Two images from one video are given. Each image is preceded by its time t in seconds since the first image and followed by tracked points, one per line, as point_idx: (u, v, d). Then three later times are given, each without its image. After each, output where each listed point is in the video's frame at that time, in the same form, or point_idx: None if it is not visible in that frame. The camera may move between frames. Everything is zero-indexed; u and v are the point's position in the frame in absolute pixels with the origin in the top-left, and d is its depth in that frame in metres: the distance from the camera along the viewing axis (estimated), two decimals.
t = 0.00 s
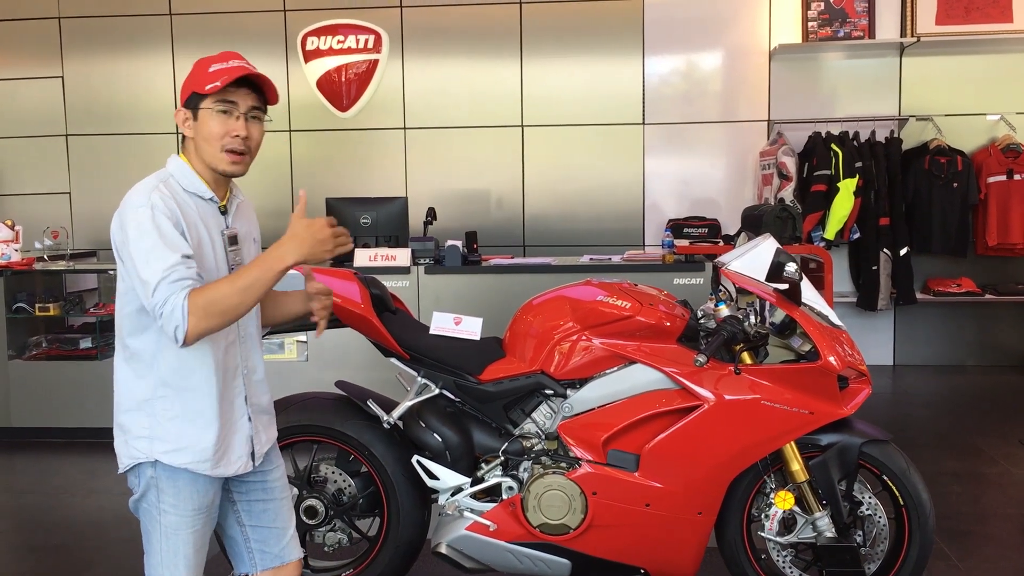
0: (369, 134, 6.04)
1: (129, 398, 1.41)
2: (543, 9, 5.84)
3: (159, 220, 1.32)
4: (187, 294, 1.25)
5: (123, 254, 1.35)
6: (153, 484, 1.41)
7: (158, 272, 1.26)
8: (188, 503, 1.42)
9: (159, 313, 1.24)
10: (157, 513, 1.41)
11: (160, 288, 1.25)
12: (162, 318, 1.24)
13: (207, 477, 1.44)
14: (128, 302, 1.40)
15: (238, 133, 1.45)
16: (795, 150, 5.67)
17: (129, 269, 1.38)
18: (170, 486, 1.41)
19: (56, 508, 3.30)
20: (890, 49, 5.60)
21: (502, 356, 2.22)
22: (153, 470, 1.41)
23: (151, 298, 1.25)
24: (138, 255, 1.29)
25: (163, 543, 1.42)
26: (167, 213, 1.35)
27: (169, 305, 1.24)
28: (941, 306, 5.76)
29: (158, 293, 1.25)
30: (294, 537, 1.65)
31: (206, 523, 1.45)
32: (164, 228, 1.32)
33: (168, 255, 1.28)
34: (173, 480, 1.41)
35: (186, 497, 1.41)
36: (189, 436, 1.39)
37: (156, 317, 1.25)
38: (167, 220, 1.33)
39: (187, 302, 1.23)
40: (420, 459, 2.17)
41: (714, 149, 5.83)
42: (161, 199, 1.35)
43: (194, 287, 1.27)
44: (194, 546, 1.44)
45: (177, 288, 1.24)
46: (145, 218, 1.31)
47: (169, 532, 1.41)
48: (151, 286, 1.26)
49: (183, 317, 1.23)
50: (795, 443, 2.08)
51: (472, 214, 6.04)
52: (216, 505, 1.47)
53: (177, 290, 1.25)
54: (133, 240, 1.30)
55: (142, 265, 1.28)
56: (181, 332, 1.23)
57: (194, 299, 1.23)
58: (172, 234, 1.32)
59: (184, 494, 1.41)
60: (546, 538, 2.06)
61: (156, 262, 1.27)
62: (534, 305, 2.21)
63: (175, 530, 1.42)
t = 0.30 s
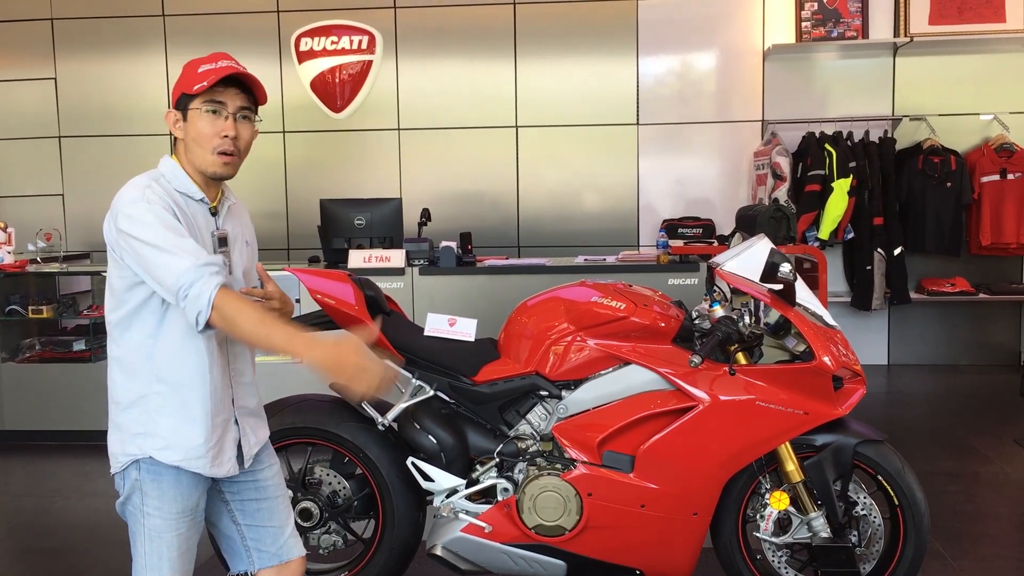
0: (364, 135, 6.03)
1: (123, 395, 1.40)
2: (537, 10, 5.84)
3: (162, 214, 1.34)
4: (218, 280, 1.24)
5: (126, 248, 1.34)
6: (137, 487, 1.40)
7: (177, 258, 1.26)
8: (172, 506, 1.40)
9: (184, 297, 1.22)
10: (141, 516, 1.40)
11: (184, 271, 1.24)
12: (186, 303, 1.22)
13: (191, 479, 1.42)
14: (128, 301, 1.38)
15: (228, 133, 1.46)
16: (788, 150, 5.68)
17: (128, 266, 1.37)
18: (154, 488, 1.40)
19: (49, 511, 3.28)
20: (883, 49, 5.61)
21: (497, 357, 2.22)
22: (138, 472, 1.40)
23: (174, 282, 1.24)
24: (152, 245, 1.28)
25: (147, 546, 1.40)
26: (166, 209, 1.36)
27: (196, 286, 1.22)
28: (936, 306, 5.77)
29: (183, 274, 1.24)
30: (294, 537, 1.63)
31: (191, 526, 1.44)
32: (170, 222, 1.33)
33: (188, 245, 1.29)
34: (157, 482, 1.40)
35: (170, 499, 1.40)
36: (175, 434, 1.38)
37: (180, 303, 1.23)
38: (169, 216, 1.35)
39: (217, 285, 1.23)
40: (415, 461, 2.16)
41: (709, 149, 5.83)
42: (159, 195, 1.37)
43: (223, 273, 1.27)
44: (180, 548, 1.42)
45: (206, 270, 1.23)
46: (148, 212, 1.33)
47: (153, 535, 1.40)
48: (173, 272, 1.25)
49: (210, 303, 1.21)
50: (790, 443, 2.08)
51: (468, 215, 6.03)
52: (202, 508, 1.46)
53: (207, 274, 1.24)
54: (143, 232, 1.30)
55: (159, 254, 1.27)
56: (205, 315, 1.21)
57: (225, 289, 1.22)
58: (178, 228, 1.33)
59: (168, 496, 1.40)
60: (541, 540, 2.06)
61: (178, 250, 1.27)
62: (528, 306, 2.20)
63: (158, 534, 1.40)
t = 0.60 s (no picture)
0: (360, 135, 6.03)
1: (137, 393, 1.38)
2: (534, 11, 5.84)
3: (188, 228, 1.29)
4: (163, 344, 1.25)
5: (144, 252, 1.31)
6: (172, 486, 1.37)
7: (158, 295, 1.25)
8: (207, 505, 1.39)
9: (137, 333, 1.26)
10: (172, 515, 1.38)
11: (151, 313, 1.25)
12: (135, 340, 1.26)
13: (225, 477, 1.41)
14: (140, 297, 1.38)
15: (275, 134, 1.45)
16: (784, 151, 5.70)
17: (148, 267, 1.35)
18: (190, 487, 1.38)
19: (43, 511, 3.27)
20: (878, 51, 5.64)
21: (492, 357, 2.22)
22: (173, 470, 1.37)
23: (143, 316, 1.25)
24: (148, 270, 1.26)
25: (179, 544, 1.38)
26: (199, 220, 1.31)
27: (154, 335, 1.25)
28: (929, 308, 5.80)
29: (147, 317, 1.24)
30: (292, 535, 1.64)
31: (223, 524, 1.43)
32: (191, 239, 1.29)
33: (176, 284, 1.26)
34: (193, 481, 1.38)
35: (204, 497, 1.39)
36: (196, 435, 1.36)
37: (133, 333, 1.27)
38: (196, 229, 1.30)
39: (159, 349, 1.25)
40: (410, 461, 2.16)
41: (704, 151, 5.85)
42: (195, 204, 1.31)
43: (180, 335, 1.27)
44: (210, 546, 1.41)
45: (159, 331, 1.24)
46: (175, 225, 1.28)
47: (187, 533, 1.38)
48: (145, 309, 1.25)
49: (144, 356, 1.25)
50: (784, 444, 2.09)
51: (463, 215, 6.03)
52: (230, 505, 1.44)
53: (162, 332, 1.25)
54: (150, 250, 1.27)
55: (146, 284, 1.26)
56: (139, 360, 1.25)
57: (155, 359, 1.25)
58: (194, 249, 1.29)
59: (204, 496, 1.39)
60: (536, 539, 2.06)
61: (159, 291, 1.25)
62: (524, 306, 2.21)
63: (191, 531, 1.39)
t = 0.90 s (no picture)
0: (361, 136, 6.05)
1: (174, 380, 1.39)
2: (536, 14, 5.86)
3: (220, 218, 1.30)
4: (193, 330, 1.27)
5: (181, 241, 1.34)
6: (208, 477, 1.39)
7: (186, 280, 1.27)
8: (243, 496, 1.41)
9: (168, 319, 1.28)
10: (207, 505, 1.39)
11: (180, 298, 1.27)
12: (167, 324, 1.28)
13: (263, 469, 1.42)
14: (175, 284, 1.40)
15: (324, 132, 1.46)
16: (784, 155, 5.72)
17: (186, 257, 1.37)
18: (226, 477, 1.39)
19: (42, 508, 3.28)
20: (878, 56, 5.66)
21: (493, 358, 2.23)
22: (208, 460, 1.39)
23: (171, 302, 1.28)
24: (179, 256, 1.28)
25: (214, 533, 1.40)
26: (233, 211, 1.32)
27: (182, 320, 1.27)
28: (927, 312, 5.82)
29: (176, 303, 1.27)
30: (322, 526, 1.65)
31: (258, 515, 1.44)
32: (222, 228, 1.30)
33: (205, 271, 1.27)
34: (229, 472, 1.39)
35: (240, 488, 1.40)
36: (230, 424, 1.37)
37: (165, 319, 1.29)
38: (229, 219, 1.31)
39: (189, 337, 1.27)
40: (411, 460, 2.18)
41: (704, 154, 5.87)
42: (229, 195, 1.33)
43: (208, 323, 1.29)
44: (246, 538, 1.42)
45: (188, 318, 1.26)
46: (208, 215, 1.29)
47: (221, 523, 1.40)
48: (177, 295, 1.28)
49: (174, 341, 1.26)
50: (782, 446, 2.10)
51: (464, 217, 6.05)
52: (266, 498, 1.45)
53: (192, 319, 1.27)
54: (182, 237, 1.29)
55: (178, 270, 1.28)
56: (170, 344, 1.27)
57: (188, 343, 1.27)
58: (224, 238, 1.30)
59: (239, 487, 1.40)
60: (535, 539, 2.08)
61: (189, 278, 1.27)
62: (525, 307, 2.22)
63: (225, 522, 1.40)
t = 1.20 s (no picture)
0: (367, 139, 6.07)
1: (221, 377, 1.42)
2: (542, 19, 5.88)
3: (252, 208, 1.36)
4: (256, 303, 1.29)
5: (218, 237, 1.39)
6: (252, 471, 1.41)
7: (238, 266, 1.32)
8: (287, 489, 1.43)
9: (229, 308, 1.31)
10: (253, 499, 1.42)
11: (233, 284, 1.31)
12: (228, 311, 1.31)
13: (304, 462, 1.45)
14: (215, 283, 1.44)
15: (341, 127, 1.51)
16: (790, 161, 5.72)
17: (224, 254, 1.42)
18: (270, 471, 1.42)
19: (45, 508, 3.29)
20: (885, 64, 5.66)
21: (496, 362, 2.24)
22: (253, 452, 1.41)
23: (226, 289, 1.32)
24: (221, 245, 1.34)
25: (260, 528, 1.42)
26: (265, 202, 1.39)
27: (239, 302, 1.30)
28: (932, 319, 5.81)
29: (232, 288, 1.30)
30: (359, 530, 1.67)
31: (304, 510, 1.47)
32: (256, 216, 1.36)
33: (247, 251, 1.33)
34: (274, 465, 1.42)
35: (284, 481, 1.43)
36: (281, 417, 1.40)
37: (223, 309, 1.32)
38: (261, 209, 1.37)
39: (253, 308, 1.28)
40: (414, 463, 2.19)
41: (710, 159, 5.87)
42: (257, 187, 1.39)
43: (264, 294, 1.31)
44: (291, 533, 1.44)
45: (246, 289, 1.29)
46: (242, 205, 1.36)
47: (266, 517, 1.42)
48: (229, 281, 1.32)
49: (246, 321, 1.29)
50: (785, 452, 2.10)
51: (470, 220, 6.06)
52: (309, 494, 1.48)
53: (248, 293, 1.30)
54: (223, 229, 1.35)
55: (224, 258, 1.33)
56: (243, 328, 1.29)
57: (263, 308, 1.29)
58: (261, 225, 1.36)
59: (282, 479, 1.43)
60: (537, 543, 2.08)
61: (237, 264, 1.32)
62: (529, 312, 2.23)
63: (272, 516, 1.43)
